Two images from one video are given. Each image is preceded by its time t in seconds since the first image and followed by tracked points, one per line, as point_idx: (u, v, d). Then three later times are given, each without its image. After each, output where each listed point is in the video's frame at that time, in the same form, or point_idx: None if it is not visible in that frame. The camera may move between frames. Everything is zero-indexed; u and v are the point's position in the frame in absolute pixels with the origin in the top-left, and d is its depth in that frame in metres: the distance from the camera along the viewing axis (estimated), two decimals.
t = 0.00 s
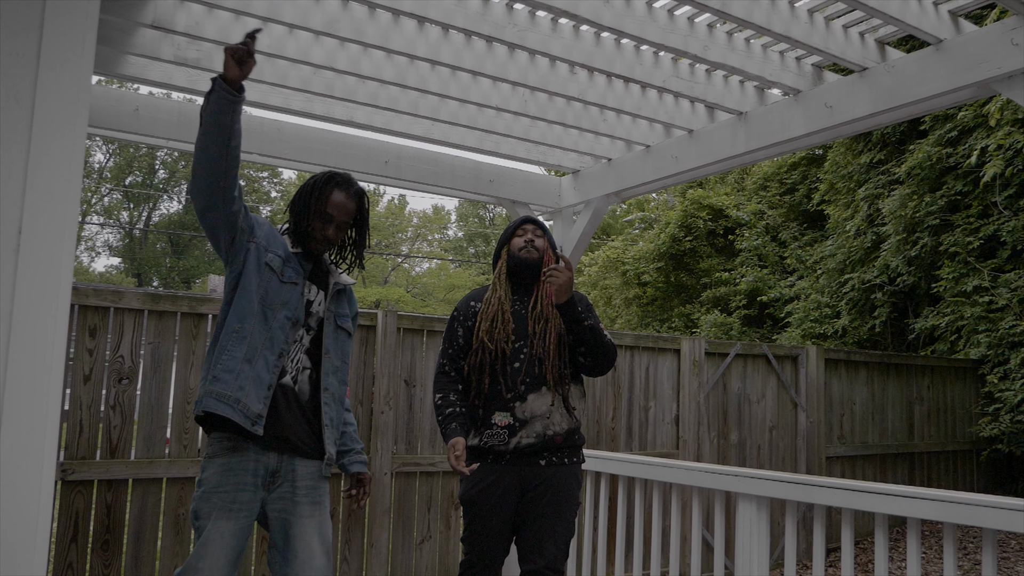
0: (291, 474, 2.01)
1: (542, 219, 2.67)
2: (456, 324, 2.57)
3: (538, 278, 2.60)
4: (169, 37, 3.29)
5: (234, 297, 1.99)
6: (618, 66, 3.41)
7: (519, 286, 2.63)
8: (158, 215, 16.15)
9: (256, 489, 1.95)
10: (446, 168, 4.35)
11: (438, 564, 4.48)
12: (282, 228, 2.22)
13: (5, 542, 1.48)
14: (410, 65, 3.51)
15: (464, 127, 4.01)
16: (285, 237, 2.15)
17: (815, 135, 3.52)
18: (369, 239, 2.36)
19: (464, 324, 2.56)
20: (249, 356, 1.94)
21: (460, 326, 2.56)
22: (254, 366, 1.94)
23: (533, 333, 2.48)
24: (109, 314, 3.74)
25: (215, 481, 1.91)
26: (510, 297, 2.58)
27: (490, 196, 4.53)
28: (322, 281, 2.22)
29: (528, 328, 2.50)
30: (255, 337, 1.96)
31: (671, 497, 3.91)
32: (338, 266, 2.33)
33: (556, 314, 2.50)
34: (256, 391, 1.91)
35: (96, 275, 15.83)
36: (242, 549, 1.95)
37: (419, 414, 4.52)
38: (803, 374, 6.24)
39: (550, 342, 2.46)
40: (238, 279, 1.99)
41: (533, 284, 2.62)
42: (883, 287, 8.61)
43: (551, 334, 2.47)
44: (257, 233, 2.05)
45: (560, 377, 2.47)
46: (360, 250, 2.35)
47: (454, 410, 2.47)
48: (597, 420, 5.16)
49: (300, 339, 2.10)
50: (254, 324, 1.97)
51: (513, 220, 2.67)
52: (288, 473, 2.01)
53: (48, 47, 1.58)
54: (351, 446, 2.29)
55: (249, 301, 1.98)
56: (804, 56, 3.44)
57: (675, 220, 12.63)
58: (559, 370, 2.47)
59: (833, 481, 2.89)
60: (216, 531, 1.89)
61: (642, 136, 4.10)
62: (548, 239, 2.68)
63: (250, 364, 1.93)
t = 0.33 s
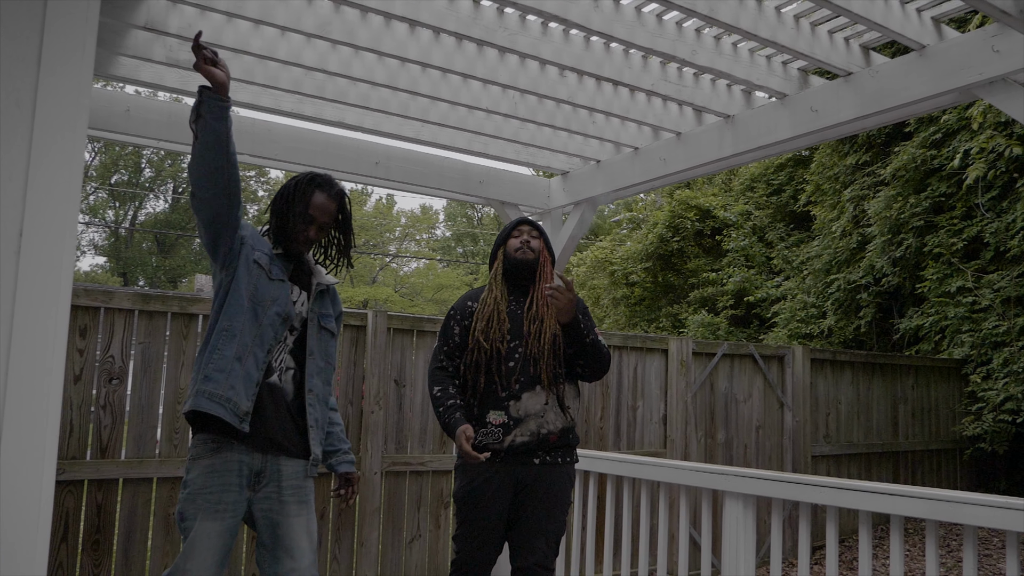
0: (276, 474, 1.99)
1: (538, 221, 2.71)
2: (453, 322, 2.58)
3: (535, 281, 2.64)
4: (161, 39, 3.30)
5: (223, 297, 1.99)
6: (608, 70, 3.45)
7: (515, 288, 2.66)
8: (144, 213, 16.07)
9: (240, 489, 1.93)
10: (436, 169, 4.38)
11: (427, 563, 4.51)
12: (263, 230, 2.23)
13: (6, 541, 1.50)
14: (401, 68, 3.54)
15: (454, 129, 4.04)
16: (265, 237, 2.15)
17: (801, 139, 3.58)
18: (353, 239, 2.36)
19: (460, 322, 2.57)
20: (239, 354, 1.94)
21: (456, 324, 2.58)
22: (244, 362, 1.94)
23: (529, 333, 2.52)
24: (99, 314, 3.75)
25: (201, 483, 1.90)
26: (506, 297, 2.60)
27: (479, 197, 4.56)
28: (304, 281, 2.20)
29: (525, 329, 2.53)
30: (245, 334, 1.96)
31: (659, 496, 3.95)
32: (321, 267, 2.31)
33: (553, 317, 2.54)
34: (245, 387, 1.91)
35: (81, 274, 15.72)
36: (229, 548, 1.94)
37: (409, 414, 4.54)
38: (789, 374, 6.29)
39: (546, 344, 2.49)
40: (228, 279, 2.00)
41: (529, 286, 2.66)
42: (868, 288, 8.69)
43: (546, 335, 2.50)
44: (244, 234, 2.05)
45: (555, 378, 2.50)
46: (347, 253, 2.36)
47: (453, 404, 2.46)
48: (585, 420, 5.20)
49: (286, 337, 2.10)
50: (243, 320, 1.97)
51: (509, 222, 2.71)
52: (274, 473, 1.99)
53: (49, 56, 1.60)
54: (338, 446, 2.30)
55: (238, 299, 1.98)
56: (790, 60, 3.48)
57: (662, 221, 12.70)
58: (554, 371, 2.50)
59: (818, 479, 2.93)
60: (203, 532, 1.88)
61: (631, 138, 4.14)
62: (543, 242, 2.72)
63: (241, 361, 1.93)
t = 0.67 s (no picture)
0: (260, 479, 1.97)
1: (533, 221, 2.74)
2: (448, 320, 2.61)
3: (530, 281, 2.67)
4: (153, 40, 3.31)
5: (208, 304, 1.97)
6: (597, 73, 3.48)
7: (511, 288, 2.69)
8: (130, 212, 15.98)
9: (223, 493, 1.93)
10: (426, 171, 4.41)
11: (416, 563, 4.54)
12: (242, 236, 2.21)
13: (7, 547, 1.44)
14: (392, 70, 3.56)
15: (445, 130, 4.07)
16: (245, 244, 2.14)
17: (787, 142, 3.63)
18: (335, 241, 2.33)
19: (455, 321, 2.61)
20: (227, 359, 1.93)
21: (452, 322, 2.62)
22: (232, 366, 1.93)
23: (523, 332, 2.55)
24: (89, 314, 3.75)
25: (183, 488, 1.90)
26: (500, 297, 2.64)
27: (469, 198, 4.59)
28: (284, 285, 2.16)
29: (519, 328, 2.56)
30: (231, 339, 1.95)
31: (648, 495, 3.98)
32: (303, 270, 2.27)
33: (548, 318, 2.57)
34: (234, 391, 1.91)
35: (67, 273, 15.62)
36: (216, 552, 1.93)
37: (399, 414, 4.56)
38: (775, 374, 6.35)
39: (541, 344, 2.52)
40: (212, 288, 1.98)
41: (524, 287, 2.69)
42: (853, 288, 8.77)
43: (540, 334, 2.54)
44: (222, 241, 2.02)
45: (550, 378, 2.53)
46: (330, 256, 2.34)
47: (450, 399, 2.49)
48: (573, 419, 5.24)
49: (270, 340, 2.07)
50: (231, 325, 1.95)
51: (505, 222, 2.74)
52: (257, 478, 1.97)
53: (50, 47, 1.55)
54: (326, 448, 2.30)
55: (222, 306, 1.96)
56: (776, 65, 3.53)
57: (650, 221, 12.78)
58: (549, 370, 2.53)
59: (804, 477, 2.97)
60: (187, 537, 1.88)
61: (620, 141, 4.18)
62: (539, 242, 2.76)
63: (229, 366, 1.92)
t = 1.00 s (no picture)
0: (242, 480, 1.98)
1: (527, 221, 2.76)
2: (443, 320, 2.64)
3: (525, 282, 2.70)
4: (145, 42, 3.32)
5: (185, 311, 1.98)
6: (587, 76, 3.51)
7: (506, 288, 2.72)
8: (117, 211, 15.90)
9: (206, 494, 1.94)
10: (416, 172, 4.44)
11: (406, 561, 4.56)
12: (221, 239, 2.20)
13: (7, 549, 1.42)
14: (383, 72, 3.59)
15: (435, 132, 4.10)
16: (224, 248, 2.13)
17: (774, 145, 3.68)
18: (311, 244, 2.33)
19: (452, 320, 2.63)
20: (211, 369, 1.94)
21: (448, 321, 2.63)
22: (217, 375, 1.94)
23: (518, 333, 2.58)
24: (79, 314, 3.76)
25: (166, 491, 1.91)
26: (496, 297, 2.67)
27: (460, 199, 4.61)
28: (264, 290, 2.17)
29: (514, 328, 2.59)
30: (213, 348, 1.96)
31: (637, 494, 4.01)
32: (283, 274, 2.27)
33: (543, 321, 2.60)
34: (223, 397, 1.93)
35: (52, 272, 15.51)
36: (203, 552, 1.94)
37: (389, 414, 4.59)
38: (763, 374, 6.41)
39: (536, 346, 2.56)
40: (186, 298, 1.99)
41: (519, 287, 2.72)
42: (840, 288, 8.85)
43: (535, 335, 2.57)
44: (199, 249, 2.03)
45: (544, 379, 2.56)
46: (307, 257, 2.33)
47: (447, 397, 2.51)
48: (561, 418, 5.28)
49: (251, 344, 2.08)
50: (211, 334, 1.97)
51: (500, 223, 2.76)
52: (239, 479, 1.98)
53: (51, 44, 1.53)
54: (314, 448, 2.32)
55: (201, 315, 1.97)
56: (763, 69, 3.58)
57: (639, 222, 12.84)
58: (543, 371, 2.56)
59: (791, 476, 3.01)
60: (171, 539, 1.89)
61: (609, 143, 4.22)
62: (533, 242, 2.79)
63: (213, 375, 1.93)
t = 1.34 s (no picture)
0: (199, 465, 2.16)
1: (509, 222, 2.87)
2: (425, 321, 2.75)
3: (506, 283, 2.81)
4: (124, 46, 3.38)
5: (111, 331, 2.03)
6: (556, 86, 3.64)
7: (487, 289, 2.83)
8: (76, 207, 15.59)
9: (165, 480, 2.07)
10: (389, 175, 4.54)
11: (377, 556, 4.65)
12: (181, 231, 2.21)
13: (7, 553, 1.57)
14: (358, 79, 3.68)
15: (407, 137, 4.20)
16: (181, 247, 2.16)
17: (734, 154, 3.85)
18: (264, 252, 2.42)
19: (432, 321, 2.75)
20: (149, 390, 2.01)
21: (429, 323, 2.75)
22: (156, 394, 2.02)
23: (500, 333, 2.69)
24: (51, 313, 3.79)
25: (127, 479, 2.02)
26: (478, 297, 2.77)
27: (431, 201, 4.71)
28: (217, 279, 2.28)
29: (496, 328, 2.70)
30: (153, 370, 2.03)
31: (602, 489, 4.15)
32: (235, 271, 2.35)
33: (525, 321, 2.72)
34: (158, 420, 2.02)
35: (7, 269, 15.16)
36: (158, 536, 2.08)
37: (360, 412, 4.67)
38: (724, 373, 6.59)
39: (517, 346, 2.67)
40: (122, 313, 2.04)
41: (500, 287, 2.82)
42: (799, 290, 9.09)
43: (517, 336, 2.69)
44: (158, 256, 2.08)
45: (524, 377, 2.68)
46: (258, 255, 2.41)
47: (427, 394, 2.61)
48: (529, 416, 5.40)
49: (202, 343, 2.22)
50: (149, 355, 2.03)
51: (483, 226, 2.86)
52: (197, 464, 2.16)
53: (52, 94, 1.67)
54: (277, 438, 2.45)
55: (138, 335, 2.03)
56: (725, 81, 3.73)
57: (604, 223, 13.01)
58: (523, 370, 2.68)
59: (748, 470, 3.17)
60: (135, 522, 2.02)
61: (577, 149, 4.36)
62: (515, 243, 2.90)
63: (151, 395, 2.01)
